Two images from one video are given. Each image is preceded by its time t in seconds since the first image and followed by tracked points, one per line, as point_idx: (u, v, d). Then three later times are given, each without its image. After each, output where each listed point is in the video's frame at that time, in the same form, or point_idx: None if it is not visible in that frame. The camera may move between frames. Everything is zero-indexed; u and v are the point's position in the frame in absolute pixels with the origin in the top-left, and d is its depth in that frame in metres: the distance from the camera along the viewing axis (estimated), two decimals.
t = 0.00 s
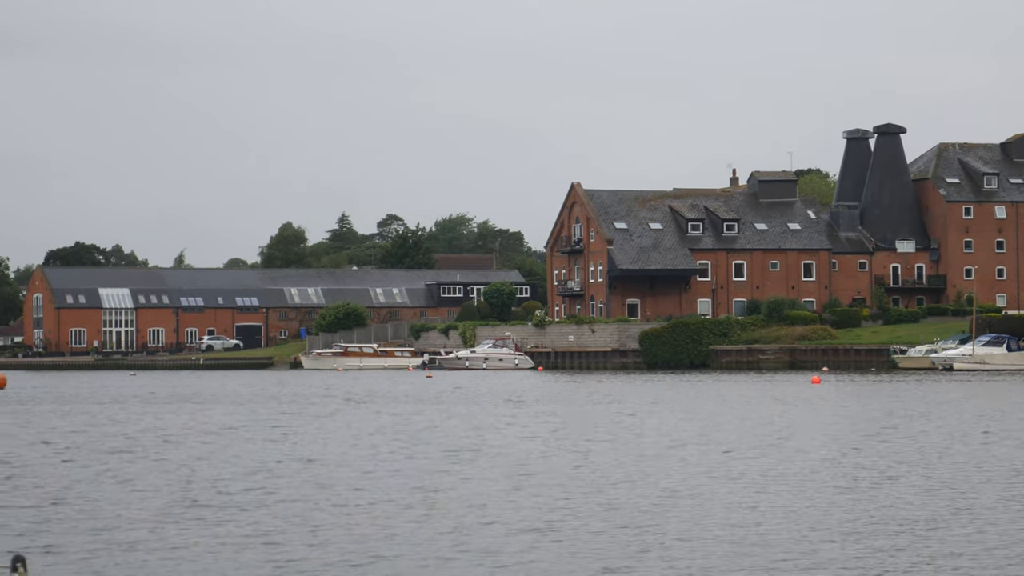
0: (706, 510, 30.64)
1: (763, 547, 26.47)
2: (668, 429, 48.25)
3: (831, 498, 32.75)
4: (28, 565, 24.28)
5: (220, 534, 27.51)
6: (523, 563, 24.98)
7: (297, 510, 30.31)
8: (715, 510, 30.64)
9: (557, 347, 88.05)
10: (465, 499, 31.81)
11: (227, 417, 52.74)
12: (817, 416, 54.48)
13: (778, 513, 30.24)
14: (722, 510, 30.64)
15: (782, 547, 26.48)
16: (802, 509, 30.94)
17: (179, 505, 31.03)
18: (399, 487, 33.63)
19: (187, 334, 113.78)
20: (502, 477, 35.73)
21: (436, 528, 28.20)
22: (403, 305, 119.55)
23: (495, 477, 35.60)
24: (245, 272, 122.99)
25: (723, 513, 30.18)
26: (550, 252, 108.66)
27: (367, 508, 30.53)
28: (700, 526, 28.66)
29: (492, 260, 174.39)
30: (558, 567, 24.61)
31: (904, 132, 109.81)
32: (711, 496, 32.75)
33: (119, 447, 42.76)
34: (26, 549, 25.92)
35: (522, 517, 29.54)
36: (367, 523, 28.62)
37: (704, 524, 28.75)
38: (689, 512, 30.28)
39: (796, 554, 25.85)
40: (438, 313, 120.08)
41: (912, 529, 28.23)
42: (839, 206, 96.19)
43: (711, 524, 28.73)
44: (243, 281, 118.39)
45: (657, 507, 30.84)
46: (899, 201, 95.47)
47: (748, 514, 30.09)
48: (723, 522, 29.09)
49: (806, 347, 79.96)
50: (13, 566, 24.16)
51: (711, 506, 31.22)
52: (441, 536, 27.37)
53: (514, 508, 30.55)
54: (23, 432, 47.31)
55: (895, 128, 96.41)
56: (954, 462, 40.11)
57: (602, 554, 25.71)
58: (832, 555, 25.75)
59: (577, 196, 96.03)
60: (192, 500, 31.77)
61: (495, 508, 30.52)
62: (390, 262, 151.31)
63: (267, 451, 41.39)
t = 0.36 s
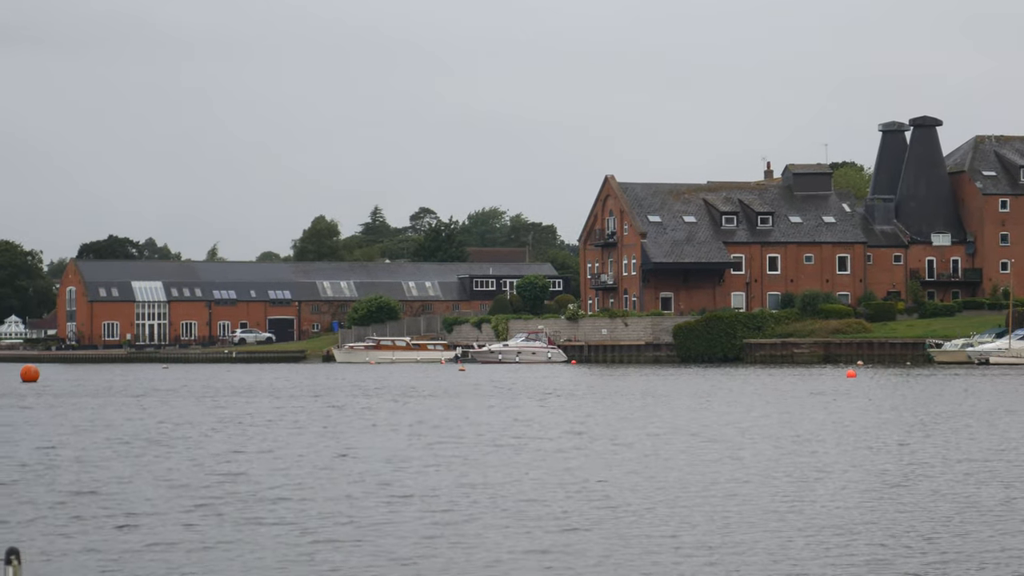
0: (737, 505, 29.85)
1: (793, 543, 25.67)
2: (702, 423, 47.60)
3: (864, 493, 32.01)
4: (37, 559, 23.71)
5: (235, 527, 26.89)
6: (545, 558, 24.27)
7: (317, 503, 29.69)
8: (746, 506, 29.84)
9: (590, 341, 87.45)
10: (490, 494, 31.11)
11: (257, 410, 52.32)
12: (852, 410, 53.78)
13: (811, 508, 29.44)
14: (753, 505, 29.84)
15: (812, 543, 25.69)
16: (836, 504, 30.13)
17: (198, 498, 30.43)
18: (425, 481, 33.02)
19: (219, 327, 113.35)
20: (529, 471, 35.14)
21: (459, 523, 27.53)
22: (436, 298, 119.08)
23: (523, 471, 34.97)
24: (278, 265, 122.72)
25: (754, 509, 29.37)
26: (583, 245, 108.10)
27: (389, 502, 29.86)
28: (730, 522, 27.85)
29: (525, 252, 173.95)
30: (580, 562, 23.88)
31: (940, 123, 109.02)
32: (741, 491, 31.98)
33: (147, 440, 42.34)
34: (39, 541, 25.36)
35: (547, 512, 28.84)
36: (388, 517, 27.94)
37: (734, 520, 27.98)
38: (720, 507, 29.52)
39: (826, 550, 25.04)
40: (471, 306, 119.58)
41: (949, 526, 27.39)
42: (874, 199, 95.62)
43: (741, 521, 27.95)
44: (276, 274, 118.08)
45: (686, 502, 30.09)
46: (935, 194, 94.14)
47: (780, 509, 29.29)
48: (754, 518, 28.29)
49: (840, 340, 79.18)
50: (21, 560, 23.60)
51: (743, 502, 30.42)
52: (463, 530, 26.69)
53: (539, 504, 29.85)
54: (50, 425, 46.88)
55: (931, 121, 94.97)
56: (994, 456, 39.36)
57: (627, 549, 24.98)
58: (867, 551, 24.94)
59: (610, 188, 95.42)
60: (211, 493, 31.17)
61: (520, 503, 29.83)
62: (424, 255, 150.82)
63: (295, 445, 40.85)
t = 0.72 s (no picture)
0: (765, 502, 29.31)
1: (824, 541, 25.11)
2: (726, 419, 46.97)
3: (890, 490, 31.31)
4: (52, 553, 23.27)
5: (254, 521, 26.43)
6: (569, 555, 23.73)
7: (338, 497, 29.22)
8: (774, 502, 29.30)
9: (614, 336, 87.00)
10: (510, 489, 30.55)
11: (278, 404, 51.79)
12: (877, 406, 53.08)
13: (839, 505, 28.89)
14: (780, 502, 29.30)
15: (843, 540, 25.12)
16: (866, 501, 29.57)
17: (216, 491, 30.01)
18: (448, 476, 32.54)
19: (243, 321, 113.00)
20: (549, 467, 34.56)
21: (482, 517, 27.03)
22: (460, 292, 118.60)
23: (542, 467, 34.39)
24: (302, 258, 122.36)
25: (782, 506, 28.83)
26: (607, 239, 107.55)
27: (407, 497, 29.31)
28: (759, 518, 27.30)
29: (548, 247, 173.36)
30: (605, 558, 23.36)
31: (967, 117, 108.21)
32: (769, 487, 31.43)
33: (165, 434, 41.82)
34: (56, 535, 24.95)
35: (571, 508, 28.32)
36: (410, 512, 27.47)
37: (761, 517, 27.42)
38: (747, 504, 28.97)
39: (857, 547, 24.47)
40: (494, 300, 119.03)
41: (983, 523, 26.81)
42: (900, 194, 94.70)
43: (770, 517, 27.39)
44: (299, 268, 117.67)
45: (707, 499, 29.49)
46: (961, 189, 93.70)
47: (808, 506, 28.75)
48: (783, 515, 27.75)
49: (866, 335, 78.44)
50: (34, 553, 23.17)
51: (770, 498, 29.87)
52: (486, 525, 26.19)
53: (563, 499, 29.34)
54: (71, 418, 46.53)
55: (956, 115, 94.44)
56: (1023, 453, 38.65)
57: (653, 546, 24.45)
58: (899, 548, 24.36)
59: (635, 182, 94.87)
60: (231, 486, 30.74)
61: (543, 499, 29.33)
62: (447, 249, 150.37)
63: (317, 439, 40.42)
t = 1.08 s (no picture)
0: (782, 496, 28.83)
1: (843, 534, 24.62)
2: (739, 414, 46.47)
3: (907, 484, 30.81)
4: (56, 547, 22.88)
5: (263, 515, 26.02)
6: (581, 548, 23.27)
7: (347, 492, 28.81)
8: (790, 497, 28.79)
9: (627, 331, 86.57)
10: (520, 484, 30.11)
11: (290, 399, 51.44)
12: (892, 402, 52.62)
13: (857, 500, 28.37)
14: (797, 496, 28.78)
15: (861, 533, 24.62)
16: (885, 495, 29.07)
17: (224, 486, 29.64)
18: (460, 470, 32.12)
19: (255, 315, 112.67)
20: (561, 462, 34.11)
21: (494, 511, 26.59)
22: (472, 287, 118.12)
23: (555, 462, 33.97)
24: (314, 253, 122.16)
25: (800, 500, 28.34)
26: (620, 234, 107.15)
27: (415, 492, 28.89)
28: (776, 513, 26.81)
29: (561, 242, 173.13)
30: (619, 552, 22.88)
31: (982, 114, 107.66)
32: (785, 483, 30.91)
33: (175, 429, 41.49)
34: (59, 528, 24.56)
35: (583, 502, 27.87)
36: (420, 507, 27.03)
37: (778, 511, 26.95)
38: (764, 499, 28.50)
39: (877, 540, 23.97)
40: (507, 295, 118.59)
41: (1005, 518, 26.30)
42: (914, 189, 93.88)
43: (786, 512, 26.92)
44: (311, 263, 117.35)
45: (720, 494, 28.98)
46: (976, 184, 93.19)
47: (826, 501, 28.23)
48: (801, 509, 27.27)
49: (880, 331, 77.90)
50: (37, 548, 22.79)
51: (788, 493, 29.38)
52: (498, 518, 25.75)
53: (575, 494, 28.89)
54: (81, 414, 46.24)
55: (973, 110, 94.28)
56: None
57: (668, 540, 23.98)
58: (921, 541, 23.85)
59: (648, 177, 94.43)
60: (240, 480, 30.35)
61: (555, 494, 28.88)
62: (460, 244, 149.95)
63: (328, 434, 40.02)
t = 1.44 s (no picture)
0: (817, 489, 28.26)
1: (880, 526, 24.05)
2: (771, 407, 45.83)
3: (943, 476, 30.18)
4: (77, 539, 22.46)
5: (288, 508, 25.58)
6: (609, 540, 22.77)
7: (374, 484, 28.36)
8: (825, 489, 28.19)
9: (656, 322, 85.98)
10: (549, 478, 29.56)
11: (318, 392, 50.97)
12: (926, 394, 51.94)
13: (893, 491, 27.76)
14: (831, 489, 28.19)
15: (899, 525, 24.05)
16: (922, 486, 28.47)
17: (249, 479, 29.20)
18: (489, 463, 31.64)
19: (283, 307, 112.28)
20: (590, 455, 33.55)
21: (523, 504, 26.09)
22: (501, 278, 117.56)
23: (585, 456, 33.42)
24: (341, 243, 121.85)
25: (833, 492, 27.74)
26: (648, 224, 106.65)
27: (441, 485, 28.36)
28: (812, 505, 26.27)
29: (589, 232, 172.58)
30: (650, 544, 22.36)
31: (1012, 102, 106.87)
32: (819, 475, 30.30)
33: (201, 422, 41.05)
34: (79, 521, 24.13)
35: (612, 495, 27.34)
36: (448, 500, 26.54)
37: (812, 505, 26.39)
38: (798, 491, 27.94)
39: (915, 533, 23.38)
40: (536, 286, 118.02)
41: None
42: (945, 179, 92.89)
43: (821, 506, 26.35)
44: (340, 254, 116.96)
45: (752, 487, 28.40)
46: (1008, 175, 92.08)
47: (861, 492, 27.63)
48: (835, 501, 26.68)
49: (911, 322, 77.25)
50: (57, 540, 22.39)
51: (821, 485, 28.79)
52: (525, 512, 25.24)
53: (607, 486, 28.39)
54: (110, 407, 45.86)
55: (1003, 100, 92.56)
56: None
57: (701, 533, 23.46)
58: (958, 533, 23.26)
59: (678, 168, 93.81)
60: (265, 473, 29.90)
61: (587, 486, 28.38)
62: (489, 234, 149.47)
63: (355, 427, 39.56)
